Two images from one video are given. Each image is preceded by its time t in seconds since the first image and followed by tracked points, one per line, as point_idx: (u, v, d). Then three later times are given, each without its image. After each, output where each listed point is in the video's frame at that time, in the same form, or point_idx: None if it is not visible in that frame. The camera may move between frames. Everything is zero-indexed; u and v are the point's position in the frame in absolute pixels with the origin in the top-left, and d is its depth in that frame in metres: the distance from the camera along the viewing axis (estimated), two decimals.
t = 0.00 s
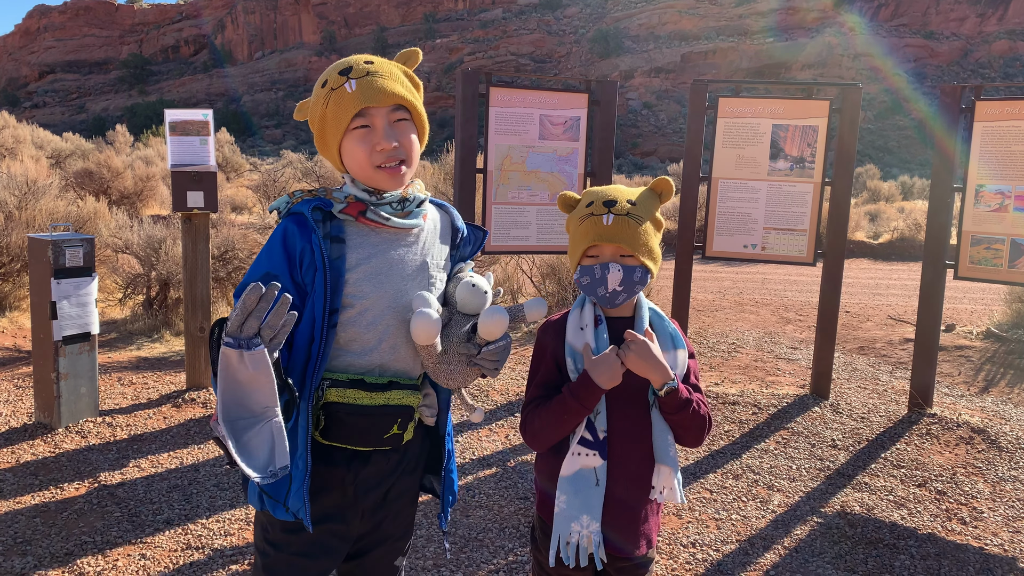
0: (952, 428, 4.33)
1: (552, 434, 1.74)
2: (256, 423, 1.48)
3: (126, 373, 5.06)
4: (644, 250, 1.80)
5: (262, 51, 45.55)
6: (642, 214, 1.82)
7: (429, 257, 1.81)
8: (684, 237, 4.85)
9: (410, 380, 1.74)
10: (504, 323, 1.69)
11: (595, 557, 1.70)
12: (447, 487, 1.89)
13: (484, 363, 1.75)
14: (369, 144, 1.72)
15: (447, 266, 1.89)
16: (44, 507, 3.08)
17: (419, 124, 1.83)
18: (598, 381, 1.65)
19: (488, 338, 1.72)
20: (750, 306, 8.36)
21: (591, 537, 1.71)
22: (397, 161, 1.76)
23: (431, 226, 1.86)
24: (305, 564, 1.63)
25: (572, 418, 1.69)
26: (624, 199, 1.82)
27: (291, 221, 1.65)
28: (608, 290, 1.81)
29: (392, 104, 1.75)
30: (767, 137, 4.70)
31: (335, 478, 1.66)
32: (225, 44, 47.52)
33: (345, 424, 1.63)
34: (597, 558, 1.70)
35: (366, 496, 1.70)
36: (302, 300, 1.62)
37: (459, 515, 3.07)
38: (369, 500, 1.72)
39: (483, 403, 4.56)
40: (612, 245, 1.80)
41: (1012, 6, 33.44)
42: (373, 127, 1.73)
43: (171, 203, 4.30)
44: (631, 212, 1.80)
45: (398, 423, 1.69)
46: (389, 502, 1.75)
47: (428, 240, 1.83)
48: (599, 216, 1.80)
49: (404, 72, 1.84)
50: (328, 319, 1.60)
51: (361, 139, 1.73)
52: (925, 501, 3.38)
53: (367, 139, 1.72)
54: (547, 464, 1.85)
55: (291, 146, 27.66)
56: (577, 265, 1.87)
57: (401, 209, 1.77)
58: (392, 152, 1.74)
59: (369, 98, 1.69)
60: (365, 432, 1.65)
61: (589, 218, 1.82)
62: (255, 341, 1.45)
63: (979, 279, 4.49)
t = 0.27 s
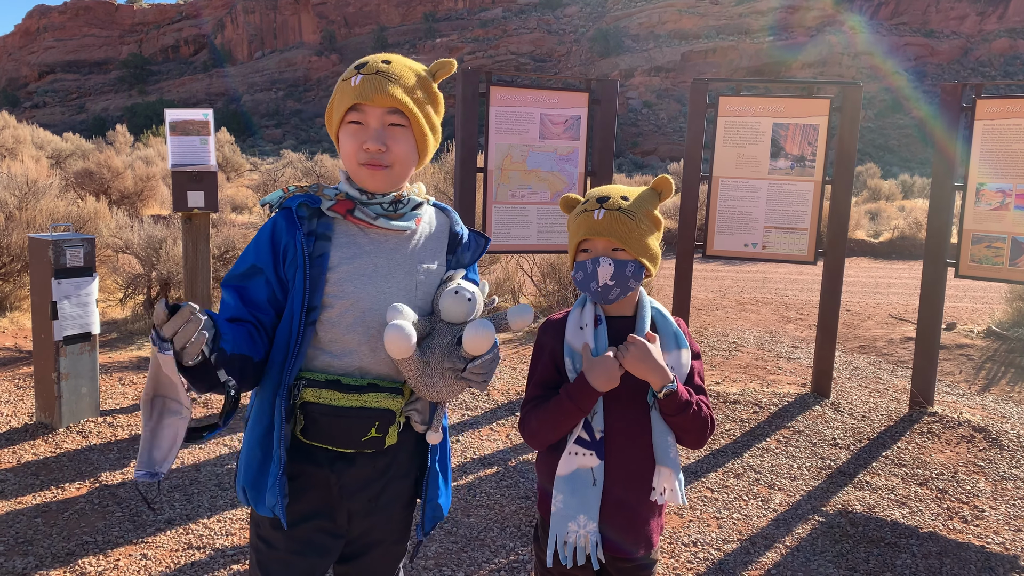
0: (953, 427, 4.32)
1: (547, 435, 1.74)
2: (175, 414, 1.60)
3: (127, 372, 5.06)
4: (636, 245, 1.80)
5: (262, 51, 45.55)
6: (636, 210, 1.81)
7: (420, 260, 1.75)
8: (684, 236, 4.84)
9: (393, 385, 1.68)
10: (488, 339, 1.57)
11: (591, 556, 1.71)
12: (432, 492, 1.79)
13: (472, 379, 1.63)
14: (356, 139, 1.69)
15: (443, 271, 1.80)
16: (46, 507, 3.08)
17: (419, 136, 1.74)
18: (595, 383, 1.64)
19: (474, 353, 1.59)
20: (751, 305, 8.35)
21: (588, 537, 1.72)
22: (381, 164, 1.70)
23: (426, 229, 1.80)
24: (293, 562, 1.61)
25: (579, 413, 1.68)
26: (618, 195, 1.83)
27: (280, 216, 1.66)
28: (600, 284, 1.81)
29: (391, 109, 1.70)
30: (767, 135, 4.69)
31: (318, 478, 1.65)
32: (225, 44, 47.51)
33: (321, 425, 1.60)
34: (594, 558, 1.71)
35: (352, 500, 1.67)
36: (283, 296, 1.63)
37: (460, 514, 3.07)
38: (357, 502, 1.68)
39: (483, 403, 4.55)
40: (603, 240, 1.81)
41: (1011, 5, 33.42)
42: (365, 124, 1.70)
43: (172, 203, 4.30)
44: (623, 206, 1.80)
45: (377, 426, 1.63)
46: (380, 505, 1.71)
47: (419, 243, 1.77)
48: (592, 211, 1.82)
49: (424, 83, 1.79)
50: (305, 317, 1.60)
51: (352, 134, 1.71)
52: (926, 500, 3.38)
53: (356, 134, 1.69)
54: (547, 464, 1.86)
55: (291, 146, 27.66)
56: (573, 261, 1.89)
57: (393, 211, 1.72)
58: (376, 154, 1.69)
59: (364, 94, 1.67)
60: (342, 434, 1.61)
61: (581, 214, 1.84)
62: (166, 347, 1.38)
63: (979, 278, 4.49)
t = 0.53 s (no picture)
0: (955, 426, 4.32)
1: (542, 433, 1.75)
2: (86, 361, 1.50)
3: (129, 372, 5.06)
4: (633, 244, 1.79)
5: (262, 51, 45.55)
6: (632, 209, 1.81)
7: (416, 263, 1.74)
8: (685, 236, 4.84)
9: (380, 386, 1.69)
10: (472, 354, 1.57)
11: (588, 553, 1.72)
12: (425, 500, 1.78)
13: (458, 393, 1.64)
14: (368, 137, 1.69)
15: (440, 273, 1.79)
16: (47, 507, 3.08)
17: (430, 148, 1.75)
18: (588, 381, 1.65)
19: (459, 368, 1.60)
20: (752, 304, 8.35)
21: (584, 533, 1.73)
22: (386, 168, 1.70)
23: (425, 232, 1.79)
24: (291, 560, 1.60)
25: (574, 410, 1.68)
26: (615, 194, 1.83)
27: (280, 211, 1.69)
28: (595, 283, 1.81)
29: (410, 116, 1.70)
30: (768, 134, 4.69)
31: (309, 477, 1.65)
32: (225, 44, 47.51)
33: (308, 424, 1.60)
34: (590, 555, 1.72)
35: (343, 499, 1.66)
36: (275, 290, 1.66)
37: (461, 513, 3.08)
38: (348, 502, 1.67)
39: (484, 402, 4.55)
40: (599, 239, 1.81)
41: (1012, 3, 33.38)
42: (381, 125, 1.69)
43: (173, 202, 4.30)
44: (619, 206, 1.80)
45: (363, 427, 1.62)
46: (371, 505, 1.70)
47: (417, 244, 1.76)
48: (588, 210, 1.83)
49: (446, 97, 1.81)
50: (294, 314, 1.60)
51: (364, 130, 1.70)
52: (927, 498, 3.38)
53: (369, 132, 1.69)
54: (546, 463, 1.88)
55: (292, 146, 27.65)
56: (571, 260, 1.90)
57: (391, 213, 1.71)
58: (384, 156, 1.68)
59: (387, 94, 1.66)
60: (329, 433, 1.60)
61: (579, 214, 1.85)
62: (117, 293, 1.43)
63: (981, 277, 4.49)
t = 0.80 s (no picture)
0: (955, 425, 4.32)
1: (533, 422, 1.78)
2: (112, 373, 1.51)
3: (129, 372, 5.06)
4: (636, 243, 1.79)
5: (263, 51, 45.56)
6: (637, 209, 1.81)
7: (418, 263, 1.74)
8: (686, 235, 4.84)
9: (382, 386, 1.69)
10: (468, 332, 1.57)
11: (587, 551, 1.73)
12: (426, 502, 1.78)
13: (458, 378, 1.64)
14: (384, 138, 1.68)
15: (442, 274, 1.78)
16: (48, 507, 3.08)
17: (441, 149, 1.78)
18: (559, 359, 1.70)
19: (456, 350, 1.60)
20: (752, 303, 8.35)
21: (583, 531, 1.74)
22: (402, 168, 1.70)
23: (427, 232, 1.79)
24: (291, 560, 1.61)
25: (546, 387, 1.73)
26: (621, 194, 1.83)
27: (281, 212, 1.69)
28: (596, 281, 1.81)
29: (425, 118, 1.72)
30: (769, 134, 4.69)
31: (308, 478, 1.65)
32: (225, 44, 47.57)
33: (306, 423, 1.60)
34: (589, 552, 1.73)
35: (342, 501, 1.66)
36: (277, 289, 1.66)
37: (462, 513, 3.08)
38: (347, 505, 1.67)
39: (485, 402, 4.56)
40: (602, 237, 1.81)
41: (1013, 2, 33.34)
42: (397, 126, 1.70)
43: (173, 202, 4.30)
44: (623, 206, 1.80)
45: (361, 428, 1.62)
46: (370, 507, 1.70)
47: (419, 244, 1.76)
48: (592, 208, 1.83)
49: (452, 98, 1.84)
50: (295, 313, 1.60)
51: (380, 130, 1.69)
52: (928, 498, 3.38)
53: (385, 133, 1.69)
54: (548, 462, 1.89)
55: (292, 146, 27.65)
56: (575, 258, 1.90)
57: (394, 212, 1.72)
58: (401, 157, 1.69)
59: (406, 96, 1.67)
60: (327, 433, 1.60)
61: (584, 212, 1.86)
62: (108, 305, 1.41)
63: (981, 276, 4.48)
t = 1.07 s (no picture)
0: (956, 425, 4.32)
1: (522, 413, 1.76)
2: (146, 414, 1.46)
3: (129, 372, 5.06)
4: (638, 243, 1.79)
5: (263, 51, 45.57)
6: (641, 208, 1.81)
7: (423, 261, 1.74)
8: (686, 235, 4.84)
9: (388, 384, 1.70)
10: (460, 349, 1.56)
11: (586, 551, 1.72)
12: (434, 501, 1.78)
13: (451, 391, 1.65)
14: (379, 141, 1.68)
15: (446, 273, 1.79)
16: (48, 507, 3.08)
17: (438, 146, 1.76)
18: (582, 366, 1.65)
19: (449, 364, 1.59)
20: (752, 303, 8.35)
21: (582, 531, 1.73)
22: (399, 170, 1.70)
23: (431, 231, 1.79)
24: (295, 562, 1.60)
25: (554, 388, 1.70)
26: (626, 194, 1.84)
27: (285, 214, 1.68)
28: (595, 277, 1.81)
29: (418, 116, 1.70)
30: (769, 134, 4.69)
31: (315, 477, 1.65)
32: (225, 43, 47.57)
33: (312, 421, 1.62)
34: (588, 552, 1.72)
35: (347, 501, 1.66)
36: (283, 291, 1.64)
37: (462, 513, 3.08)
38: (353, 504, 1.67)
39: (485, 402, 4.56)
40: (603, 234, 1.82)
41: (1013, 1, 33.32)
42: (391, 128, 1.69)
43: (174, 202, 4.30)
44: (628, 205, 1.81)
45: (368, 425, 1.65)
46: (377, 507, 1.70)
47: (422, 243, 1.75)
48: (596, 205, 1.84)
49: (445, 91, 1.81)
50: (302, 313, 1.59)
51: (374, 134, 1.68)
52: (928, 497, 3.37)
53: (380, 135, 1.68)
54: (546, 461, 1.88)
55: (292, 146, 27.65)
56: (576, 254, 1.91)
57: (397, 212, 1.72)
58: (397, 159, 1.68)
59: (397, 98, 1.65)
60: (333, 431, 1.63)
61: (589, 209, 1.86)
62: (141, 337, 1.38)
63: (982, 276, 4.48)
